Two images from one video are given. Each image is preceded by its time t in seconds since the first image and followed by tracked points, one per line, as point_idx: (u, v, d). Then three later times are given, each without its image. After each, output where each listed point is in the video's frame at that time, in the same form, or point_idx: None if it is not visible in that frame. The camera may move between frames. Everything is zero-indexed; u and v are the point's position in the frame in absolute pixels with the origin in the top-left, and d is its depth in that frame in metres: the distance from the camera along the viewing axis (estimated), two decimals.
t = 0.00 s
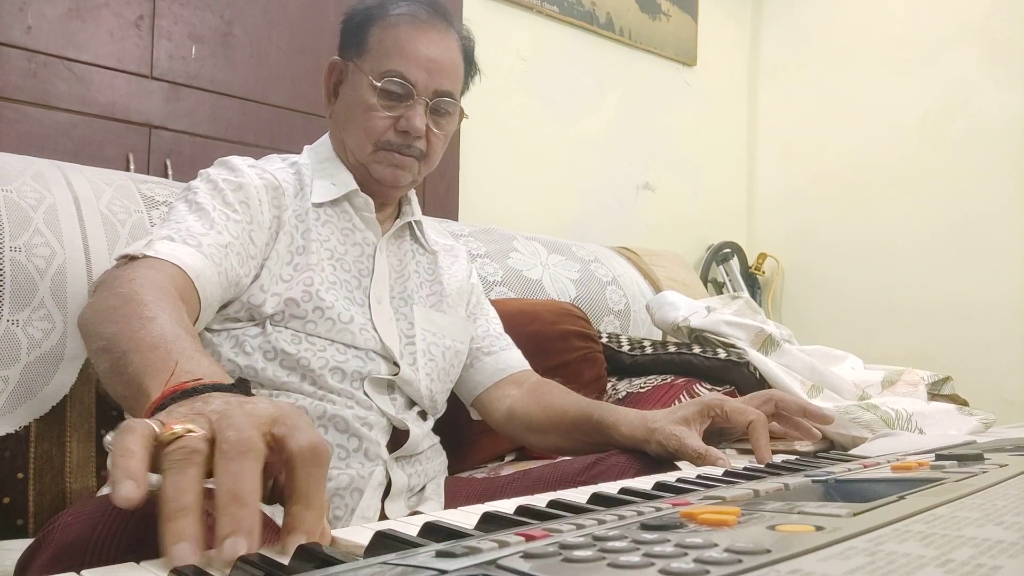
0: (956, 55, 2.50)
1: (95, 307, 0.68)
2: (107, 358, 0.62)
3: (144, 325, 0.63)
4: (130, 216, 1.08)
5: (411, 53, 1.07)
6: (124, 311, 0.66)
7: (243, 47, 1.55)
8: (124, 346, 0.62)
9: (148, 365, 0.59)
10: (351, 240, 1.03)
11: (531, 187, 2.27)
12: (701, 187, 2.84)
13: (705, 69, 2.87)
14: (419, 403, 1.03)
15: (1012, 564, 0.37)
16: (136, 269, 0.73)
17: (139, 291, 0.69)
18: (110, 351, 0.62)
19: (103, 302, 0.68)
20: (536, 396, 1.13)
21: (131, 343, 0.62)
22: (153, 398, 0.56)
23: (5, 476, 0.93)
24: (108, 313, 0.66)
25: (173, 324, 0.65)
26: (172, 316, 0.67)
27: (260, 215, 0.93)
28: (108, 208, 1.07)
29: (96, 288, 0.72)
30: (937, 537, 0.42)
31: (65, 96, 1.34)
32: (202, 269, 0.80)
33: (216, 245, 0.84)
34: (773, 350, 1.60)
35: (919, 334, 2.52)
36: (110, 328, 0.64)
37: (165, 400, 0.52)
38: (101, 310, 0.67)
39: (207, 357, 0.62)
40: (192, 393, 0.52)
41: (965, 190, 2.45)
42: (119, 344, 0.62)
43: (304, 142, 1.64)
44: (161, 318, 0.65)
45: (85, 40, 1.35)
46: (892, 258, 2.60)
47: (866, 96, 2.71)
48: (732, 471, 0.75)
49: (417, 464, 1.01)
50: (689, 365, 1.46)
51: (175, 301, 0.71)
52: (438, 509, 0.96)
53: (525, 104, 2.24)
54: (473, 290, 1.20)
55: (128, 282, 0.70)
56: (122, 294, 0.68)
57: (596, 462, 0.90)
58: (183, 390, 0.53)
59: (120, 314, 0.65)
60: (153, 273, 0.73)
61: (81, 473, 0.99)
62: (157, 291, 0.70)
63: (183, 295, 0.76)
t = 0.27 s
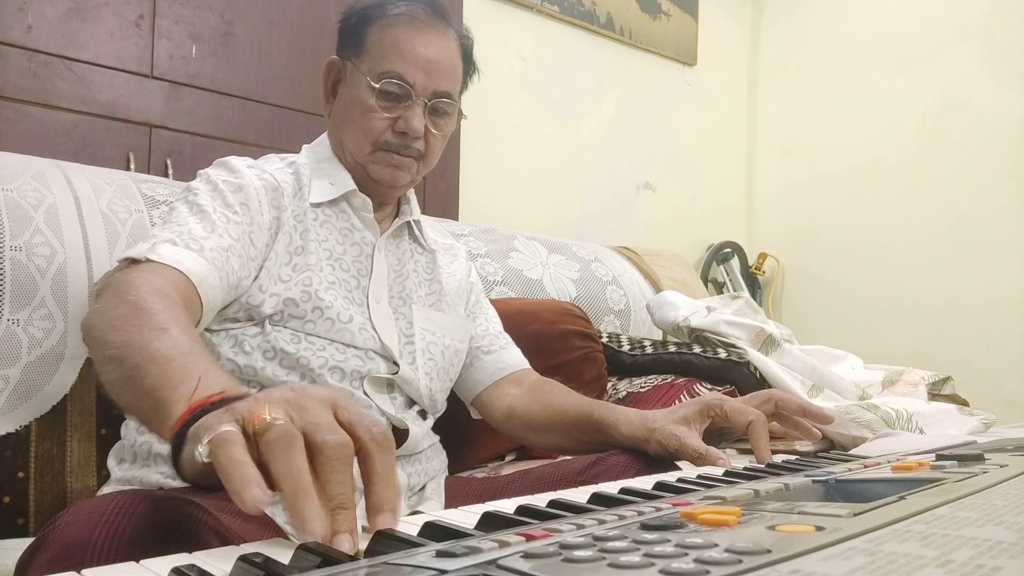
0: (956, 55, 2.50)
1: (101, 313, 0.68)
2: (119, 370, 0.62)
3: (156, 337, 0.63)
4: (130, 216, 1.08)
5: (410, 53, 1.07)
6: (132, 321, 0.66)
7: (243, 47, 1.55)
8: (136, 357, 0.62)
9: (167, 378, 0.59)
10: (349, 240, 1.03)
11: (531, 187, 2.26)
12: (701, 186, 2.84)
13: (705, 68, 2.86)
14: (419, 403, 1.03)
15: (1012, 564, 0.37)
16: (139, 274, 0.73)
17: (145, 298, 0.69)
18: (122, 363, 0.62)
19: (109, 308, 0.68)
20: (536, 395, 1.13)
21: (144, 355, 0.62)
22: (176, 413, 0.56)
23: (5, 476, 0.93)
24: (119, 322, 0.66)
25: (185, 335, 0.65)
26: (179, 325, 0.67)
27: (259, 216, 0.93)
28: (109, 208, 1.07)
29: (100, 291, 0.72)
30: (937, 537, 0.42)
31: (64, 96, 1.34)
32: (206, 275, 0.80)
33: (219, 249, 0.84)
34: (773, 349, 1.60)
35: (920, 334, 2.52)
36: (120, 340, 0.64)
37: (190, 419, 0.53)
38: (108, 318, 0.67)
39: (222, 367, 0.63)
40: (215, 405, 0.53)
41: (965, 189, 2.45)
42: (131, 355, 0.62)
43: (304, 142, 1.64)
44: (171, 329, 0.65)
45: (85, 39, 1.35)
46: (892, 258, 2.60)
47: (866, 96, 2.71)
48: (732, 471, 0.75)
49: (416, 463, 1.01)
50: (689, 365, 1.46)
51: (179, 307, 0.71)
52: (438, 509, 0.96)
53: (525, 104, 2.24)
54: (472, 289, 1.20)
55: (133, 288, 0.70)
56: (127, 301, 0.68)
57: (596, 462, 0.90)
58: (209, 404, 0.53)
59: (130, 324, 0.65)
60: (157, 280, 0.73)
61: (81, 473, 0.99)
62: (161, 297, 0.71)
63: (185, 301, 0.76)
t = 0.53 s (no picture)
0: (955, 56, 2.50)
1: (103, 314, 0.68)
2: (127, 367, 0.62)
3: (165, 334, 0.64)
4: (130, 217, 1.08)
5: (408, 54, 1.07)
6: (134, 320, 0.66)
7: (243, 49, 1.55)
8: (144, 354, 0.62)
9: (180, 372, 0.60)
10: (348, 241, 1.03)
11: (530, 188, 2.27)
12: (700, 187, 2.85)
13: (704, 70, 2.87)
14: (419, 402, 1.03)
15: (1011, 563, 0.37)
16: (137, 277, 0.73)
17: (148, 298, 0.69)
18: (131, 359, 0.62)
19: (110, 309, 0.68)
20: (536, 396, 1.13)
21: (154, 351, 0.62)
22: (193, 402, 0.57)
23: (5, 478, 0.93)
24: (119, 322, 0.66)
25: (190, 333, 0.66)
26: (182, 324, 0.67)
27: (257, 217, 0.93)
28: (108, 209, 1.07)
29: (97, 294, 0.73)
30: (937, 537, 0.42)
31: (64, 98, 1.34)
32: (202, 277, 0.80)
33: (215, 250, 0.84)
34: (773, 350, 1.60)
35: (919, 334, 2.52)
36: (126, 338, 0.64)
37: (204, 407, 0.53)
38: (110, 319, 0.66)
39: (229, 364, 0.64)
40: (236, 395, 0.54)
41: (964, 190, 2.45)
42: (139, 353, 0.62)
43: (304, 143, 1.64)
44: (178, 327, 0.66)
45: (85, 41, 1.35)
46: (891, 259, 2.60)
47: (865, 97, 2.71)
48: (732, 471, 0.75)
49: (416, 463, 1.01)
50: (689, 365, 1.47)
51: (180, 308, 0.71)
52: (438, 510, 0.96)
53: (525, 106, 2.24)
54: (471, 289, 1.19)
55: (133, 290, 0.70)
56: (128, 300, 0.68)
57: (596, 463, 0.90)
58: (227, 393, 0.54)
59: (136, 323, 0.65)
60: (156, 282, 0.73)
61: (80, 474, 0.99)
62: (159, 295, 0.71)
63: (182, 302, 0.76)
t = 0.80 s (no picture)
0: (955, 56, 2.50)
1: (98, 314, 0.67)
2: (122, 365, 0.62)
3: (158, 331, 0.64)
4: (130, 217, 1.08)
5: (405, 53, 1.07)
6: (129, 319, 0.66)
7: (243, 48, 1.55)
8: (140, 351, 0.62)
9: (175, 368, 0.59)
10: (347, 240, 1.03)
11: (530, 187, 2.27)
12: (700, 187, 2.84)
13: (704, 70, 2.87)
14: (418, 402, 1.03)
15: (1012, 564, 0.37)
16: (132, 277, 0.73)
17: (141, 298, 0.69)
18: (125, 357, 0.62)
19: (105, 309, 0.68)
20: (536, 395, 1.13)
21: (148, 348, 0.62)
22: (187, 398, 0.56)
23: (5, 478, 0.93)
24: (114, 320, 0.66)
25: (185, 330, 0.66)
26: (176, 322, 0.67)
27: (254, 216, 0.93)
28: (108, 209, 1.07)
29: (90, 295, 0.73)
30: (937, 537, 0.42)
31: (64, 98, 1.34)
32: (197, 276, 0.80)
33: (210, 249, 0.84)
34: (773, 350, 1.60)
35: (919, 334, 2.52)
36: (121, 335, 0.64)
37: (196, 407, 0.52)
38: (105, 318, 0.66)
39: (224, 360, 0.64)
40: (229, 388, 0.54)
41: (964, 190, 2.45)
42: (134, 349, 0.62)
43: (304, 142, 1.64)
44: (172, 325, 0.66)
45: (85, 41, 1.35)
46: (892, 259, 2.60)
47: (865, 97, 2.71)
48: (732, 472, 0.75)
49: (415, 463, 1.01)
50: (689, 366, 1.47)
51: (174, 307, 0.71)
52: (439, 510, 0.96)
53: (525, 105, 2.24)
54: (470, 288, 1.19)
55: (128, 290, 0.70)
56: (122, 299, 0.69)
57: (597, 463, 0.90)
58: (218, 389, 0.54)
59: (129, 321, 0.65)
60: (151, 282, 0.74)
61: (80, 474, 0.99)
62: (153, 293, 0.71)
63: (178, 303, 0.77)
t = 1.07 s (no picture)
0: (955, 55, 2.50)
1: (94, 314, 0.68)
2: (117, 365, 0.62)
3: (154, 332, 0.64)
4: (130, 217, 1.08)
5: (403, 52, 1.07)
6: (125, 319, 0.66)
7: (243, 48, 1.55)
8: (134, 352, 0.62)
9: (170, 369, 0.59)
10: (346, 239, 1.03)
11: (530, 187, 2.27)
12: (700, 187, 2.84)
13: (704, 70, 2.87)
14: (418, 401, 1.03)
15: (1012, 564, 0.37)
16: (128, 278, 0.73)
17: (138, 298, 0.69)
18: (121, 358, 0.62)
19: (100, 309, 0.68)
20: (537, 393, 1.13)
21: (143, 348, 0.62)
22: (181, 400, 0.56)
23: (5, 478, 0.93)
24: (113, 320, 0.66)
25: (181, 330, 0.66)
26: (173, 322, 0.67)
27: (252, 216, 0.93)
28: (108, 209, 1.07)
29: (88, 296, 0.73)
30: (937, 537, 0.42)
31: (64, 97, 1.34)
32: (195, 276, 0.80)
33: (208, 249, 0.84)
34: (773, 350, 1.60)
35: (920, 334, 2.52)
36: (117, 336, 0.64)
37: (189, 410, 0.52)
38: (101, 318, 0.67)
39: (219, 360, 0.64)
40: (224, 390, 0.54)
41: (964, 190, 2.45)
42: (129, 350, 0.62)
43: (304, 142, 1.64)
44: (167, 325, 0.66)
45: (85, 41, 1.35)
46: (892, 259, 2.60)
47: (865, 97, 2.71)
48: (732, 472, 0.75)
49: (415, 463, 1.01)
50: (689, 366, 1.47)
51: (171, 307, 0.71)
52: (438, 510, 0.96)
53: (525, 105, 2.24)
54: (470, 287, 1.19)
55: (125, 290, 0.71)
56: (120, 300, 0.69)
57: (597, 463, 0.90)
58: (211, 392, 0.53)
59: (125, 320, 0.65)
60: (148, 283, 0.74)
61: (81, 474, 0.99)
62: (151, 294, 0.71)
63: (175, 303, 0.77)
